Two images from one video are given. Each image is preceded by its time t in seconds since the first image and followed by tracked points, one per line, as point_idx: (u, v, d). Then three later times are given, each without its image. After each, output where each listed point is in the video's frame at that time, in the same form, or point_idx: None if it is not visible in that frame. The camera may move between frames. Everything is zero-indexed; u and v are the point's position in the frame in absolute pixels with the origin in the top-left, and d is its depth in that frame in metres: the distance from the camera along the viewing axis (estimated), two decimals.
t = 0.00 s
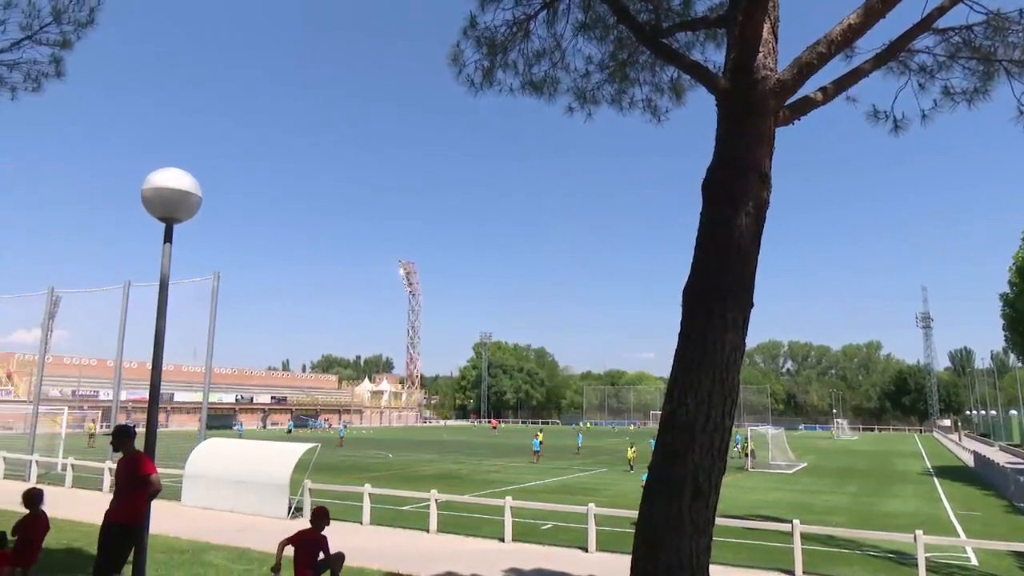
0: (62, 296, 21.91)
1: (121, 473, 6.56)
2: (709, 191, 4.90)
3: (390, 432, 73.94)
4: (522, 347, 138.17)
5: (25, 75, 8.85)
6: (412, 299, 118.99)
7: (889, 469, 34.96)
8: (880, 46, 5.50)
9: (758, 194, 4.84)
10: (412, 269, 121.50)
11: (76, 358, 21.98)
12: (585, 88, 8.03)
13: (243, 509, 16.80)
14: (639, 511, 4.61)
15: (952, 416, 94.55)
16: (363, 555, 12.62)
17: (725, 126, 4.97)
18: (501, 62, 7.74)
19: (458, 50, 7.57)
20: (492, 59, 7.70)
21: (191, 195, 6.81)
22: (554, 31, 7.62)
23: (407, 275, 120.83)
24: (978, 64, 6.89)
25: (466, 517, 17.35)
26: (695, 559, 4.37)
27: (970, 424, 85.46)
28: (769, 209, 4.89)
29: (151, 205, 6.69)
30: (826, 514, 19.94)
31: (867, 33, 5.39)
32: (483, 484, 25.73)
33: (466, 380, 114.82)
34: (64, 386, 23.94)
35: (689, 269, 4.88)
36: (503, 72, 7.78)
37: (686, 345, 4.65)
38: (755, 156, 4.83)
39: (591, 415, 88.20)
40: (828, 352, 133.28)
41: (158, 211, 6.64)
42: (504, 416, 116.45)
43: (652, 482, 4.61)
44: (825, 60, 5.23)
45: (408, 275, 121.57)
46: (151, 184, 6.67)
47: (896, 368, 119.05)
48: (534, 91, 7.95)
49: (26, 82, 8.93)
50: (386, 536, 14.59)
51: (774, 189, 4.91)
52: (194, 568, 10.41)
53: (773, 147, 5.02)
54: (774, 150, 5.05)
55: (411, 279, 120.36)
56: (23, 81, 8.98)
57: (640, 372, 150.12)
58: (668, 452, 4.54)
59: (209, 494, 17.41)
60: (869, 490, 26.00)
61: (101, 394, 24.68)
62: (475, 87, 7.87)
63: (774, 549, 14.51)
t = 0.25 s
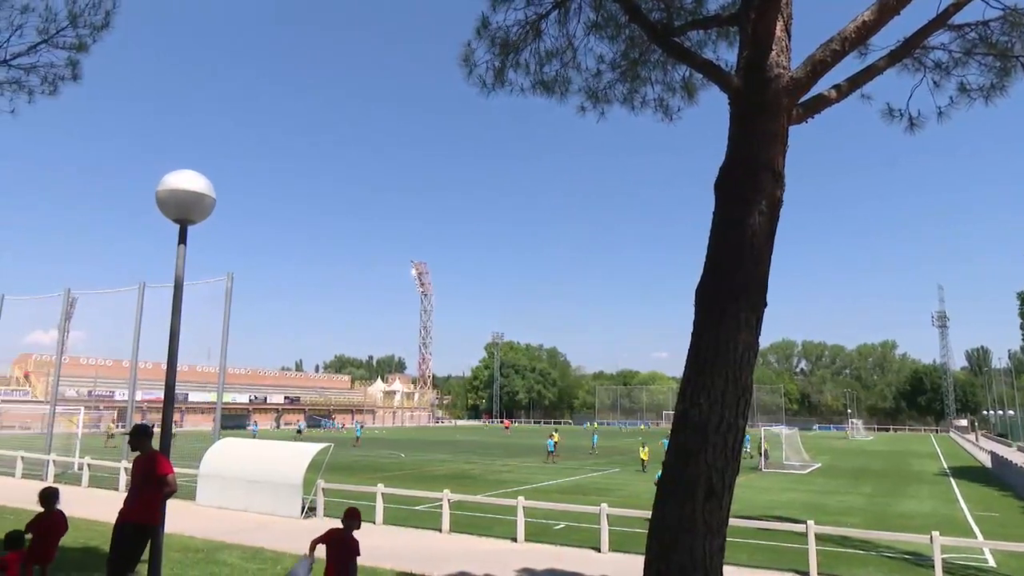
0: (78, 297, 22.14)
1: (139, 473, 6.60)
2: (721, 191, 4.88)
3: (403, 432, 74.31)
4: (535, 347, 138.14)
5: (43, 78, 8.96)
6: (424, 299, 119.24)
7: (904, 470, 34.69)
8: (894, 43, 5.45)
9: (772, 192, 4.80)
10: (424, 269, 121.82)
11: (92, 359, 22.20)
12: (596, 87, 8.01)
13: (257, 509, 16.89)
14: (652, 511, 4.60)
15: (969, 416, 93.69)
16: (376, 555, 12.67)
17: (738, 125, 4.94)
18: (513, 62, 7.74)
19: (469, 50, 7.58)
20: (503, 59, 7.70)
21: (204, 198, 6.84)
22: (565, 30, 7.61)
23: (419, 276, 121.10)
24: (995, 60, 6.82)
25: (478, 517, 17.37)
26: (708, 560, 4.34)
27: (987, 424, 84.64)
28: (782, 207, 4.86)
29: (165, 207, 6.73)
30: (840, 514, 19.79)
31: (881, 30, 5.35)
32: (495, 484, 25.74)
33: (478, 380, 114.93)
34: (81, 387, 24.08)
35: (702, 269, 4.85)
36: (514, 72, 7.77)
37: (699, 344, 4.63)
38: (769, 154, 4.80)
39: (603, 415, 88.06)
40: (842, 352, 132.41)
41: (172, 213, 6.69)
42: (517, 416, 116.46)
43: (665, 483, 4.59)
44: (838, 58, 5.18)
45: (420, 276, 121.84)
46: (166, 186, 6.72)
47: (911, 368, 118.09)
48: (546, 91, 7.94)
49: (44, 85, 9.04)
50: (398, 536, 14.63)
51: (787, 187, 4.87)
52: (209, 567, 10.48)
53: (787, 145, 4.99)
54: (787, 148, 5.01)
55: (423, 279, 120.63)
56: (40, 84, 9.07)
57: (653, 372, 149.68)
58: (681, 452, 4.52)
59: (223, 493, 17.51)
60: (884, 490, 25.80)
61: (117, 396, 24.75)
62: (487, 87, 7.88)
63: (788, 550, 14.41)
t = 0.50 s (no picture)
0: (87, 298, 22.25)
1: (147, 473, 6.64)
2: (729, 190, 4.87)
3: (410, 432, 74.35)
4: (541, 347, 138.06)
5: (52, 80, 9.01)
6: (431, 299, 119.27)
7: (913, 470, 34.54)
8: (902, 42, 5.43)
9: (779, 192, 4.79)
10: (431, 269, 121.92)
11: (101, 359, 22.31)
12: (603, 87, 8.00)
13: (264, 508, 16.93)
14: (659, 511, 4.59)
15: (978, 416, 93.23)
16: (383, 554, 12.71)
17: (746, 124, 4.93)
18: (520, 62, 7.74)
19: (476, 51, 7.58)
20: (510, 59, 7.69)
21: (212, 198, 6.86)
22: (572, 29, 7.60)
23: (426, 276, 121.14)
24: (1004, 58, 6.77)
25: (484, 517, 17.39)
26: (716, 560, 4.33)
27: (997, 424, 84.14)
28: (790, 206, 4.84)
29: (173, 208, 6.76)
30: (849, 515, 19.70)
31: (889, 29, 5.32)
32: (502, 484, 25.75)
33: (485, 380, 114.93)
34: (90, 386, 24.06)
35: (709, 269, 4.84)
36: (521, 72, 7.77)
37: (707, 344, 4.61)
38: (777, 153, 4.79)
39: (610, 415, 87.97)
40: (850, 351, 131.91)
41: (180, 213, 6.72)
42: (523, 416, 116.40)
43: (672, 483, 4.58)
44: (847, 56, 5.16)
45: (427, 276, 121.86)
46: (174, 187, 6.75)
47: (920, 368, 117.53)
48: (553, 91, 7.93)
49: (53, 87, 9.09)
50: (405, 535, 14.65)
51: (795, 186, 4.86)
52: (217, 567, 10.51)
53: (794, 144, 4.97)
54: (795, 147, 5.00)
55: (429, 279, 120.66)
56: (49, 85, 9.12)
57: (660, 372, 149.38)
58: (688, 453, 4.51)
59: (231, 493, 17.57)
60: (893, 491, 25.70)
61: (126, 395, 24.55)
62: (494, 87, 7.88)
63: (796, 551, 14.36)
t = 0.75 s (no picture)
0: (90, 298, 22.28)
1: (150, 473, 6.67)
2: (732, 189, 4.85)
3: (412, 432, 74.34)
4: (543, 347, 138.03)
5: (56, 80, 9.03)
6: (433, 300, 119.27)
7: (916, 470, 34.51)
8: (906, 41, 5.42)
9: (782, 191, 4.78)
10: (432, 270, 121.93)
11: (103, 359, 22.34)
12: (605, 87, 8.00)
13: (267, 508, 16.95)
14: (662, 510, 4.59)
15: (981, 416, 93.04)
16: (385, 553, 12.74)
17: (749, 123, 4.92)
18: (522, 62, 7.73)
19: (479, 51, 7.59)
20: (513, 59, 7.69)
21: (215, 198, 6.87)
22: (575, 29, 7.60)
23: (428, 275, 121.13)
24: (1008, 57, 6.76)
25: (487, 517, 17.39)
26: (718, 561, 4.32)
27: (1000, 424, 83.97)
28: (793, 206, 4.83)
29: (176, 208, 6.77)
30: (852, 515, 19.65)
31: (891, 28, 5.31)
32: (504, 484, 25.74)
33: (487, 380, 114.92)
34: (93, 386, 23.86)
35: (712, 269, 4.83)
36: (524, 72, 7.77)
37: (709, 344, 4.61)
38: (779, 153, 4.78)
39: (612, 415, 87.91)
40: (853, 351, 131.72)
41: (183, 213, 6.72)
42: (526, 416, 116.37)
43: (675, 483, 4.58)
44: (850, 56, 5.16)
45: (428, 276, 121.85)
46: (177, 187, 6.75)
47: (923, 368, 117.38)
48: (555, 91, 7.93)
49: (56, 87, 9.10)
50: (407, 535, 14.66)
51: (798, 186, 4.85)
52: (219, 567, 10.50)
53: (797, 144, 4.97)
54: (797, 147, 4.99)
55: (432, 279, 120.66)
56: (53, 86, 9.14)
57: (662, 372, 149.27)
58: (691, 453, 4.51)
59: (233, 492, 17.59)
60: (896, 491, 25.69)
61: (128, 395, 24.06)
62: (497, 86, 7.88)
63: (798, 551, 14.32)
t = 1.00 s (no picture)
0: (90, 298, 22.26)
1: (150, 474, 6.67)
2: (732, 189, 4.85)
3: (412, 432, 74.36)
4: (543, 347, 138.06)
5: (56, 80, 9.05)
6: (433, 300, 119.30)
7: (916, 470, 34.53)
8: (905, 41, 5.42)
9: (781, 192, 4.78)
10: (433, 270, 121.97)
11: (103, 359, 22.34)
12: (606, 87, 8.00)
13: (267, 509, 16.94)
14: (662, 510, 4.59)
15: (981, 417, 93.07)
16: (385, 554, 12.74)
17: (750, 123, 4.92)
18: (522, 63, 7.73)
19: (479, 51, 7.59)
20: (513, 60, 7.70)
21: (215, 198, 6.87)
22: (575, 29, 7.60)
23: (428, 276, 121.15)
24: (1008, 57, 6.76)
25: (486, 517, 17.39)
26: (718, 561, 4.32)
27: (1000, 424, 83.99)
28: (793, 206, 4.83)
29: (176, 208, 6.76)
30: (852, 515, 19.62)
31: (891, 28, 5.31)
32: (505, 484, 25.74)
33: (487, 380, 115.00)
34: (93, 386, 23.48)
35: (712, 269, 4.83)
36: (524, 72, 7.78)
37: (709, 344, 4.60)
38: (779, 154, 4.78)
39: (612, 415, 87.89)
40: (853, 351, 131.76)
41: (183, 213, 6.71)
42: (525, 416, 116.40)
43: (675, 483, 4.58)
44: (849, 56, 5.15)
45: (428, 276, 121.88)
46: (176, 187, 6.74)
47: (923, 368, 117.42)
48: (555, 91, 7.93)
49: (56, 87, 9.11)
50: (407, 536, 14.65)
51: (799, 186, 4.85)
52: (218, 567, 10.50)
53: (797, 144, 4.97)
54: (797, 147, 4.99)
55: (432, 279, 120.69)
56: (53, 86, 9.15)
57: (662, 372, 149.32)
58: (691, 453, 4.50)
59: (233, 492, 17.59)
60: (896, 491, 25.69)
61: (128, 395, 23.22)
62: (497, 87, 7.89)
63: (798, 551, 14.32)
